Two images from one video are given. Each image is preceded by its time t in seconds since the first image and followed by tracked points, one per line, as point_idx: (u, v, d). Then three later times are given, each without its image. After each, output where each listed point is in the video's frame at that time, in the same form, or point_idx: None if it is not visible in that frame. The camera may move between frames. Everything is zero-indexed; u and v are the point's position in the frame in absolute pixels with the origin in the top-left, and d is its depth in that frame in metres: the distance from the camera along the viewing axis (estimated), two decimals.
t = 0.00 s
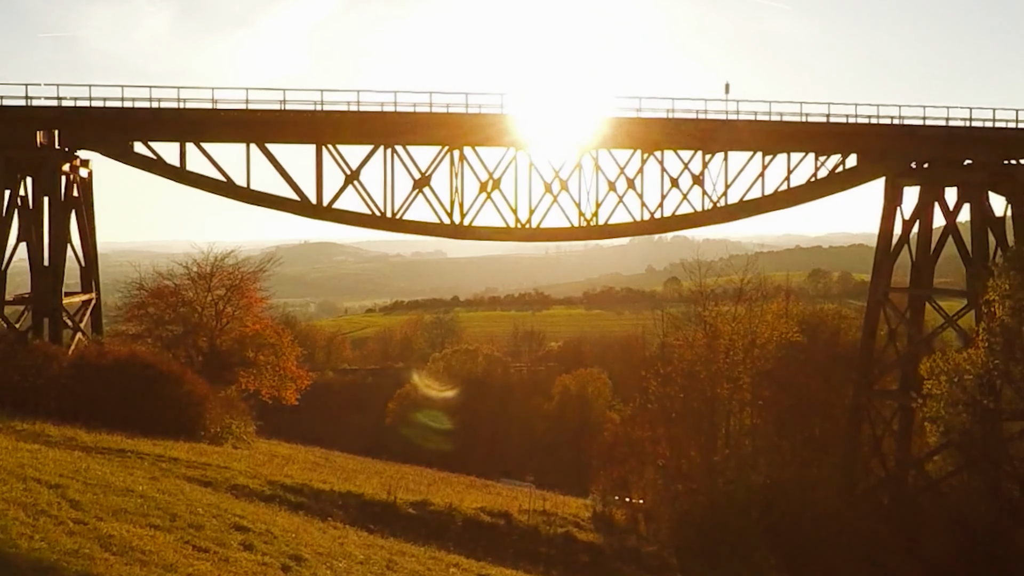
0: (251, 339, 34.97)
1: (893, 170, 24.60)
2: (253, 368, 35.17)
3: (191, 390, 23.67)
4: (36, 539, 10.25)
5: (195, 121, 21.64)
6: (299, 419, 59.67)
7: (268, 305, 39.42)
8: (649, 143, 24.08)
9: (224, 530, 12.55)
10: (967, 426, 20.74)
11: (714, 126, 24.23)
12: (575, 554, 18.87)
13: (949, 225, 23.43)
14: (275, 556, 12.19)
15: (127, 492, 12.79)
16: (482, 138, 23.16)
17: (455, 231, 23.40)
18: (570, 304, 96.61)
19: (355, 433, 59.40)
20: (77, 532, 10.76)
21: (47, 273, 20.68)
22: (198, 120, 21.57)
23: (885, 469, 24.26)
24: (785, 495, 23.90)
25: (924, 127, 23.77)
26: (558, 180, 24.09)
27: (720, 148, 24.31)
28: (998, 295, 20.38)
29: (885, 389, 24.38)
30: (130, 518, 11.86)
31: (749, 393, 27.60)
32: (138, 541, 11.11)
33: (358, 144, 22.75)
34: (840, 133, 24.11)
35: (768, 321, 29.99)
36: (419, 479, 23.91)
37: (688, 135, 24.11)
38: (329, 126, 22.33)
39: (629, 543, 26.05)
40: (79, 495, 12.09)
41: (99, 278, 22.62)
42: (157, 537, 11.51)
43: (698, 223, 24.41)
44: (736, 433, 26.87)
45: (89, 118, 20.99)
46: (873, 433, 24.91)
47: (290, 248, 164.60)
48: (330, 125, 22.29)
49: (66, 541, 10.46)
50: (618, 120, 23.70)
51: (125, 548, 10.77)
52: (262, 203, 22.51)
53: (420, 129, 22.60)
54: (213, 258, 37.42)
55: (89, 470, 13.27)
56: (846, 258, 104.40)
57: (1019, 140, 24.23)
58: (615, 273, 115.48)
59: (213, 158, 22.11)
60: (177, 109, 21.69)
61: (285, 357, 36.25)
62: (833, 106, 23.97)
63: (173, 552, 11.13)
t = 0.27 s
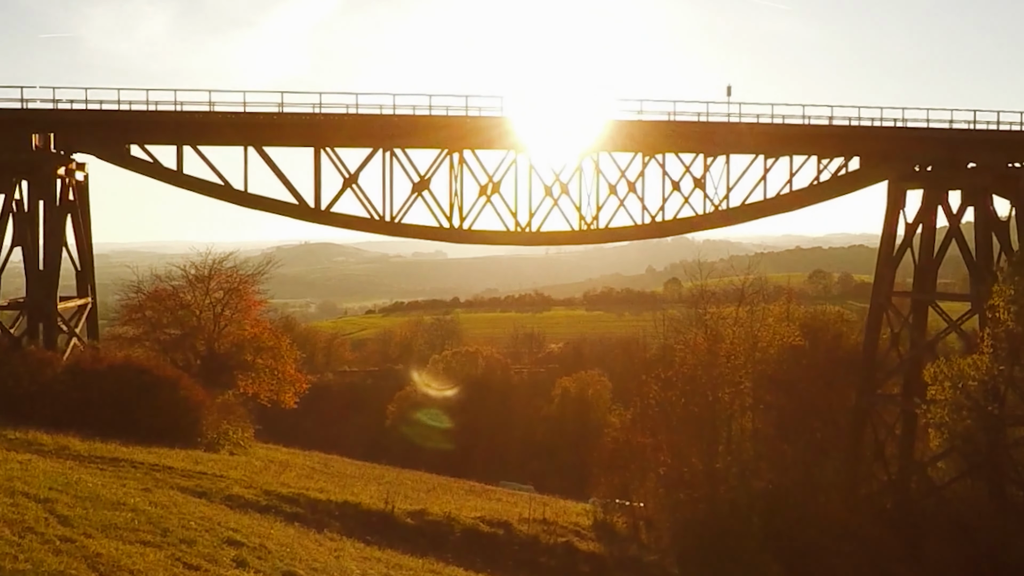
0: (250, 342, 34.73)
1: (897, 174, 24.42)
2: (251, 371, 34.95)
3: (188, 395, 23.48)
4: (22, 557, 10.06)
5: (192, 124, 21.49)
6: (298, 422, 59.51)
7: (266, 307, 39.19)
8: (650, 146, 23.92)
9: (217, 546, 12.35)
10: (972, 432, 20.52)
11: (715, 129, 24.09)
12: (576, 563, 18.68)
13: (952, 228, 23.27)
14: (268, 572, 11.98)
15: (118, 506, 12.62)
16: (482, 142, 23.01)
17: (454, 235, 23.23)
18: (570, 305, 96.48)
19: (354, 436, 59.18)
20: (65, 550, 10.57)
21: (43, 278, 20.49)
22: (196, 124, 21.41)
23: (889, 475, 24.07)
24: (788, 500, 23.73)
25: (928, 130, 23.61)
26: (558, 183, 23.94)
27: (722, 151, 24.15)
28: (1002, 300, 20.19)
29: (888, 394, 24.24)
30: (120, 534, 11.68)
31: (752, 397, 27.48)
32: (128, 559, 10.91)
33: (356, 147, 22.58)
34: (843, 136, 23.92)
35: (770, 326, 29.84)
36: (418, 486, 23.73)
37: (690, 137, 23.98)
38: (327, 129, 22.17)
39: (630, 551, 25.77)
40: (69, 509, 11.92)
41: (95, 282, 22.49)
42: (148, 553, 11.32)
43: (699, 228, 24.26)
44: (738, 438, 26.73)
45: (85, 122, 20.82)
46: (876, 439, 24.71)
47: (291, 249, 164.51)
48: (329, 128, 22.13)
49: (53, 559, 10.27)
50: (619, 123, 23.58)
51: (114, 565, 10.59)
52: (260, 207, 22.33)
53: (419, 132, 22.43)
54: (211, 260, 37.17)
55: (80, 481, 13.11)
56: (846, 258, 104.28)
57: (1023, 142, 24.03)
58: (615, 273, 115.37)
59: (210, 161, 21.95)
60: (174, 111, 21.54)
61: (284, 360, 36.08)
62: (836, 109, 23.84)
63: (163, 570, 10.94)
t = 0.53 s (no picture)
0: (248, 345, 34.54)
1: (901, 176, 24.16)
2: (249, 375, 34.76)
3: (184, 402, 23.26)
4: None
5: (188, 127, 21.23)
6: (297, 424, 59.28)
7: (265, 310, 38.99)
8: (652, 149, 23.75)
9: (206, 564, 12.13)
10: (979, 440, 20.20)
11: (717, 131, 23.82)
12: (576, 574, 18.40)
13: (957, 231, 23.00)
14: None
15: (105, 524, 12.44)
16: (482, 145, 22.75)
17: (453, 239, 22.98)
18: (570, 305, 96.23)
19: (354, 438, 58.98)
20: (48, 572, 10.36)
21: (36, 283, 20.23)
22: (192, 126, 21.17)
23: (893, 481, 23.77)
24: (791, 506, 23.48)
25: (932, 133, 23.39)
26: (559, 187, 23.71)
27: (724, 154, 23.91)
28: (1009, 306, 19.89)
29: (892, 399, 24.05)
30: (106, 553, 11.47)
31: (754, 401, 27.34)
32: None
33: (354, 151, 22.32)
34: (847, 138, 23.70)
35: (771, 330, 29.68)
36: (416, 491, 23.50)
37: (692, 139, 23.72)
38: (325, 131, 21.91)
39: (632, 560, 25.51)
40: (55, 528, 11.73)
41: (90, 287, 22.26)
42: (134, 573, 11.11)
43: (701, 231, 24.00)
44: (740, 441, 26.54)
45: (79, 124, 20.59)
46: (881, 444, 24.44)
47: (290, 249, 164.42)
48: (327, 130, 21.88)
49: None
50: (620, 125, 23.35)
51: None
52: (257, 211, 22.07)
53: (418, 135, 22.17)
54: (209, 262, 36.97)
55: (68, 498, 12.92)
56: (847, 258, 104.19)
57: None
58: (615, 272, 115.24)
59: (207, 164, 21.69)
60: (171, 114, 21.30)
61: (282, 363, 35.90)
62: (839, 111, 23.68)
63: None
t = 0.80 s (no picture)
0: (246, 346, 34.21)
1: (904, 178, 23.93)
2: (247, 377, 34.56)
3: (180, 407, 23.05)
4: None
5: (183, 129, 21.01)
6: (296, 425, 59.10)
7: (262, 310, 38.75)
8: (652, 151, 23.53)
9: None
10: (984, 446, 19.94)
11: (719, 132, 23.62)
12: None
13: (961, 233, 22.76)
14: None
15: (93, 540, 12.25)
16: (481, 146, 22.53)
17: (452, 242, 22.75)
18: (570, 304, 96.07)
19: (353, 439, 58.82)
20: None
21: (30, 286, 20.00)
22: (187, 127, 20.95)
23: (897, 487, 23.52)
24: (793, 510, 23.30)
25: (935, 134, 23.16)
26: (559, 189, 23.49)
27: (725, 155, 23.70)
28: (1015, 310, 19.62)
29: (896, 402, 23.88)
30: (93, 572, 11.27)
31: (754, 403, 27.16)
32: None
33: (352, 152, 22.10)
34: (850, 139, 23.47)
35: (773, 332, 29.48)
36: (415, 496, 23.27)
37: (693, 140, 23.50)
38: (321, 133, 21.69)
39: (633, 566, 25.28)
40: (40, 546, 11.54)
41: (85, 291, 22.02)
42: None
43: (702, 233, 23.79)
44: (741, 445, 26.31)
45: (74, 126, 20.36)
46: (884, 448, 24.19)
47: (290, 248, 164.24)
48: (324, 131, 21.66)
49: None
50: (620, 126, 23.13)
51: None
52: (253, 214, 21.84)
53: (416, 136, 21.96)
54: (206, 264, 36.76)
55: (55, 513, 12.77)
56: (847, 257, 104.06)
57: None
58: (615, 270, 115.05)
59: (203, 165, 21.46)
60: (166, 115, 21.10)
61: (280, 365, 35.69)
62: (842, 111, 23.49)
63: None
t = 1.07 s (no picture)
0: (244, 348, 33.98)
1: (908, 181, 23.69)
2: (245, 380, 34.32)
3: (176, 412, 22.82)
4: None
5: (179, 131, 20.79)
6: (295, 426, 58.96)
7: (261, 312, 38.49)
8: (653, 154, 23.34)
9: None
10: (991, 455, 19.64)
11: (720, 133, 23.38)
12: None
13: (966, 237, 22.50)
14: None
15: (79, 560, 12.06)
16: (480, 148, 22.26)
17: (451, 246, 22.48)
18: (571, 302, 95.87)
19: (353, 440, 58.67)
20: None
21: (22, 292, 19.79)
22: (183, 130, 20.72)
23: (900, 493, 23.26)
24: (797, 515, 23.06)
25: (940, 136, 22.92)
26: (559, 191, 23.24)
27: (726, 157, 23.46)
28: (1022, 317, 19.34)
29: (899, 407, 23.66)
30: None
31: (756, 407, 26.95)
32: None
33: (349, 155, 21.83)
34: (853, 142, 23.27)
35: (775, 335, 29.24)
36: (414, 502, 23.05)
37: (693, 143, 23.29)
38: (318, 135, 21.45)
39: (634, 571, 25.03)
40: (24, 567, 11.39)
41: (79, 295, 21.78)
42: None
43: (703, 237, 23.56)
44: (743, 450, 26.06)
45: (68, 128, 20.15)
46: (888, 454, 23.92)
47: (290, 245, 164.04)
48: (322, 134, 21.42)
49: None
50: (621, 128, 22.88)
51: None
52: (249, 217, 21.59)
53: (415, 139, 21.76)
54: (204, 265, 36.48)
55: (43, 531, 12.67)
56: (848, 254, 103.89)
57: None
58: (616, 268, 114.89)
59: (198, 168, 21.23)
60: (161, 117, 20.86)
61: (279, 367, 35.34)
62: (846, 113, 23.26)
63: None
